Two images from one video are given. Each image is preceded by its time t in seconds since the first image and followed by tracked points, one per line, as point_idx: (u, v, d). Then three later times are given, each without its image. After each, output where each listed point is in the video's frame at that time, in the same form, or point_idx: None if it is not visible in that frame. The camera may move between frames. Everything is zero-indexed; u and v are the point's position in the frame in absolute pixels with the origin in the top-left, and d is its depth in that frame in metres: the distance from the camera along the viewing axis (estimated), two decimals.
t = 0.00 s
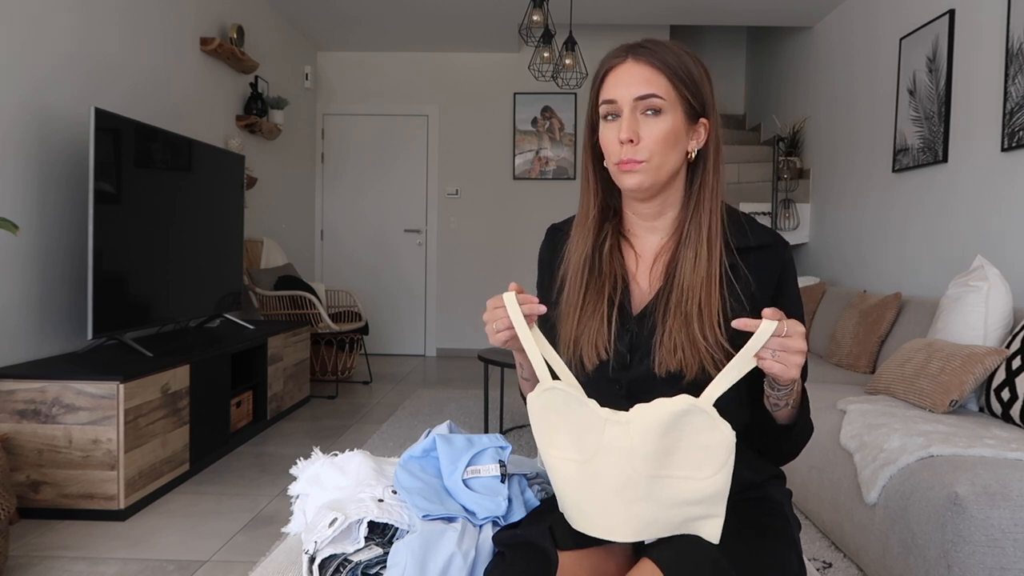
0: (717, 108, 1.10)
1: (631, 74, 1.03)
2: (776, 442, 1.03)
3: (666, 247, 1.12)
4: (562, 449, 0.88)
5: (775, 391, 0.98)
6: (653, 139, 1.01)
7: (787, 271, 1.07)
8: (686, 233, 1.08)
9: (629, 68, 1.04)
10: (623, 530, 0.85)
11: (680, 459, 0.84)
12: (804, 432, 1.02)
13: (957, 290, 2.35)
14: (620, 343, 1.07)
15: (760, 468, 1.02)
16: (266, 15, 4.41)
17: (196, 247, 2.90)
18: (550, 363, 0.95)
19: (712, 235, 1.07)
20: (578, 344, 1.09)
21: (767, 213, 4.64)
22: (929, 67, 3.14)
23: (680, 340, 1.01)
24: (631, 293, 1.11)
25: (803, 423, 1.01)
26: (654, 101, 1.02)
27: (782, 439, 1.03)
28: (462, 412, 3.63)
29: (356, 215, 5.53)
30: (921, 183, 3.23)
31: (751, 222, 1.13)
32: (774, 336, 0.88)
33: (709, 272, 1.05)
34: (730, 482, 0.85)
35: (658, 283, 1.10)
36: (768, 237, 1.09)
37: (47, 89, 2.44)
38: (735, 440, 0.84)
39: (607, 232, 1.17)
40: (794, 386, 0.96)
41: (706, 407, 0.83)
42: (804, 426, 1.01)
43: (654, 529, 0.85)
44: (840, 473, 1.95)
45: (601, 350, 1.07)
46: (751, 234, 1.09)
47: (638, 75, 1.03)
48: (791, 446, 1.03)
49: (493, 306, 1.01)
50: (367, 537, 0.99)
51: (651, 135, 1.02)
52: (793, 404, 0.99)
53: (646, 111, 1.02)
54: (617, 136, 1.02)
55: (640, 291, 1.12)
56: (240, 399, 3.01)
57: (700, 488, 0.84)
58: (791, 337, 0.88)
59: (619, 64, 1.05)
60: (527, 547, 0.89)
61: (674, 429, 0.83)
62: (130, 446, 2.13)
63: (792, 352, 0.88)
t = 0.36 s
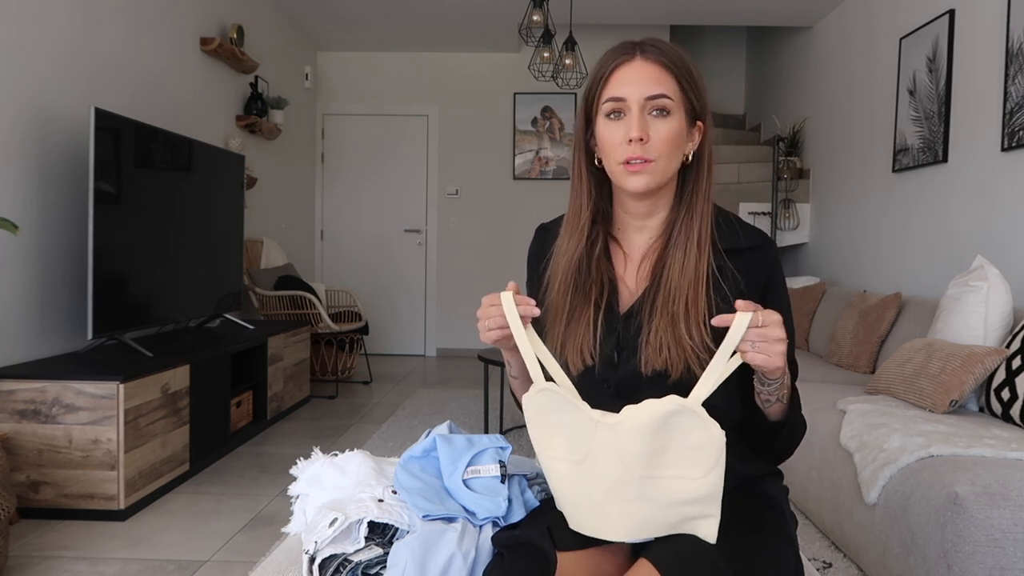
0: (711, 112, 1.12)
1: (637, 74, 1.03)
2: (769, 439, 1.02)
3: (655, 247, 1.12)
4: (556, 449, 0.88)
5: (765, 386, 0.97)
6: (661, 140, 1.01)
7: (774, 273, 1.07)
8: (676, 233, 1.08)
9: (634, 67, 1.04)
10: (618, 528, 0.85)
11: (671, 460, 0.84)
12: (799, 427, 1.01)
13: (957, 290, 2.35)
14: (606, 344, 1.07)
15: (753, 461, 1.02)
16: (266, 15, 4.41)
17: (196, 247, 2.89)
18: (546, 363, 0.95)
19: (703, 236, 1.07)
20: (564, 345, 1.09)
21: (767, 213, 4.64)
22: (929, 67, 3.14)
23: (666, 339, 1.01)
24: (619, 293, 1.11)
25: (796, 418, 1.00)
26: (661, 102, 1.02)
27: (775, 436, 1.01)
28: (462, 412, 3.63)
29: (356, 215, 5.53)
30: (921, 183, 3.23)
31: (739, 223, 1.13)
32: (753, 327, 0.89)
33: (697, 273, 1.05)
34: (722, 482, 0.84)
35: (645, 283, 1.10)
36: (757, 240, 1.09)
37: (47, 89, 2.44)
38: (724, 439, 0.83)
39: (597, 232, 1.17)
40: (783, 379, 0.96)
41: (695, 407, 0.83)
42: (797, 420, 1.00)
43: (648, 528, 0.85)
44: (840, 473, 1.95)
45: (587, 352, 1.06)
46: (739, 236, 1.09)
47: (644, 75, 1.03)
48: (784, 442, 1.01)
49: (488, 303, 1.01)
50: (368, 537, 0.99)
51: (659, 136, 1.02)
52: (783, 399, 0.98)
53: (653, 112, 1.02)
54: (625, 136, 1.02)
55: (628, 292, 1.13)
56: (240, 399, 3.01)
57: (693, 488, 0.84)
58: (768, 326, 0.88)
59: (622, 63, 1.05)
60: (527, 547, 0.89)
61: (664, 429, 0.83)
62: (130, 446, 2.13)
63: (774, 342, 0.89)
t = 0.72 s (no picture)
0: (707, 112, 1.11)
1: (630, 77, 1.03)
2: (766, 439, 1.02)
3: (654, 248, 1.12)
4: (550, 450, 0.88)
5: (761, 387, 0.97)
6: (656, 142, 1.01)
7: (773, 275, 1.07)
8: (676, 234, 1.08)
9: (627, 70, 1.03)
10: (614, 530, 0.85)
11: (667, 461, 0.84)
12: (796, 426, 1.00)
13: (957, 290, 2.35)
14: (606, 346, 1.06)
15: (750, 458, 1.02)
16: (266, 16, 4.41)
17: (197, 247, 2.89)
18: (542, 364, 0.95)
19: (702, 236, 1.07)
20: (563, 347, 1.09)
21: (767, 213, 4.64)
22: (929, 67, 3.14)
23: (666, 340, 1.01)
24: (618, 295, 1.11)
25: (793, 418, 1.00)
26: (655, 104, 1.02)
27: (772, 436, 1.01)
28: (462, 412, 3.64)
29: (356, 215, 5.53)
30: (921, 183, 3.23)
31: (739, 224, 1.13)
32: (744, 328, 0.89)
33: (697, 273, 1.05)
34: (718, 481, 0.85)
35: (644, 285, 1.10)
36: (756, 242, 1.09)
37: (48, 89, 2.44)
38: (719, 440, 0.83)
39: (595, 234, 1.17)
40: (779, 379, 0.96)
41: (690, 409, 0.82)
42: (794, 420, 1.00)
43: (644, 529, 0.85)
44: (840, 473, 1.95)
45: (587, 354, 1.07)
46: (739, 238, 1.09)
47: (637, 78, 1.02)
48: (781, 443, 1.01)
49: (487, 301, 1.01)
50: (368, 537, 0.99)
51: (653, 139, 1.02)
52: (780, 400, 0.98)
53: (647, 114, 1.02)
54: (621, 140, 1.02)
55: (628, 293, 1.13)
56: (240, 399, 3.01)
57: (689, 489, 0.84)
58: (758, 326, 0.88)
59: (615, 66, 1.05)
60: (527, 547, 0.89)
61: (659, 431, 0.83)
62: (130, 446, 2.13)
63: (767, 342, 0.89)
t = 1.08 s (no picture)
0: (704, 110, 1.11)
1: (625, 78, 1.03)
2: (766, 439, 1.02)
3: (654, 248, 1.12)
4: (549, 452, 0.88)
5: (760, 387, 0.97)
6: (651, 141, 1.01)
7: (773, 274, 1.07)
8: (675, 234, 1.08)
9: (622, 70, 1.03)
10: (614, 530, 0.86)
11: (665, 463, 0.84)
12: (795, 426, 1.00)
13: (957, 290, 2.35)
14: (608, 346, 1.07)
15: (750, 459, 1.02)
16: (266, 15, 4.41)
17: (197, 247, 2.89)
18: (540, 366, 0.94)
19: (702, 235, 1.07)
20: (563, 348, 1.09)
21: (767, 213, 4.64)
22: (929, 67, 3.14)
23: (668, 339, 1.01)
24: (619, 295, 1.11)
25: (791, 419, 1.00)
26: (650, 104, 1.02)
27: (772, 437, 1.01)
28: (462, 412, 3.64)
29: (356, 215, 5.53)
30: (921, 183, 3.23)
31: (739, 223, 1.13)
32: (741, 330, 0.88)
33: (697, 272, 1.05)
34: (716, 482, 0.85)
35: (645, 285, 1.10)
36: (756, 241, 1.09)
37: (48, 89, 2.44)
38: (717, 441, 0.83)
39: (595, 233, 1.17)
40: (778, 380, 0.96)
41: (687, 411, 0.82)
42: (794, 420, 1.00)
43: (644, 530, 0.85)
44: (840, 473, 1.95)
45: (588, 354, 1.07)
46: (738, 237, 1.09)
47: (632, 78, 1.02)
48: (782, 444, 1.00)
49: (486, 302, 1.02)
50: (368, 537, 0.99)
51: (649, 138, 1.02)
52: (779, 400, 0.98)
53: (642, 114, 1.02)
54: (617, 140, 1.02)
55: (629, 292, 1.13)
56: (240, 399, 3.01)
57: (688, 491, 0.84)
58: (756, 328, 0.88)
59: (610, 67, 1.05)
60: (527, 547, 0.89)
61: (657, 434, 0.83)
62: (130, 447, 2.13)
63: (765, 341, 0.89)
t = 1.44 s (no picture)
0: (704, 111, 1.11)
1: (625, 77, 1.03)
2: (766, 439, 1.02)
3: (654, 247, 1.12)
4: (548, 453, 0.88)
5: (761, 389, 0.97)
6: (651, 142, 1.01)
7: (774, 274, 1.07)
8: (675, 233, 1.08)
9: (623, 70, 1.03)
10: (613, 530, 0.86)
11: (665, 464, 0.84)
12: (796, 427, 1.00)
13: (957, 290, 2.35)
14: (610, 345, 1.06)
15: (749, 459, 1.02)
16: (266, 16, 4.41)
17: (197, 247, 2.89)
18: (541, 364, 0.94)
19: (701, 235, 1.07)
20: (564, 348, 1.09)
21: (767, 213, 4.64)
22: (929, 67, 3.14)
23: (669, 338, 1.01)
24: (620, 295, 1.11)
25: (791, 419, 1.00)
26: (650, 104, 1.02)
27: (772, 438, 1.01)
28: (462, 412, 3.64)
29: (356, 215, 5.53)
30: (921, 183, 3.23)
31: (739, 222, 1.13)
32: (739, 335, 0.88)
33: (697, 271, 1.05)
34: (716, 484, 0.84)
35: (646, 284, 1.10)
36: (756, 241, 1.09)
37: (48, 89, 2.44)
38: (717, 444, 0.83)
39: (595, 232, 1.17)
40: (780, 382, 0.95)
41: (687, 414, 0.82)
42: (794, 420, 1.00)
43: (642, 530, 0.85)
44: (840, 473, 1.95)
45: (590, 353, 1.07)
46: (738, 236, 1.09)
47: (634, 78, 1.02)
48: (782, 444, 1.01)
49: (486, 302, 1.02)
50: (368, 537, 0.99)
51: (648, 139, 1.02)
52: (780, 401, 0.98)
53: (642, 114, 1.02)
54: (616, 139, 1.02)
55: (630, 292, 1.13)
56: (240, 399, 3.01)
57: (687, 492, 0.83)
58: (754, 333, 0.88)
59: (611, 66, 1.05)
60: (527, 547, 0.89)
61: (656, 436, 0.82)
62: (130, 447, 2.13)
63: (764, 345, 0.89)
